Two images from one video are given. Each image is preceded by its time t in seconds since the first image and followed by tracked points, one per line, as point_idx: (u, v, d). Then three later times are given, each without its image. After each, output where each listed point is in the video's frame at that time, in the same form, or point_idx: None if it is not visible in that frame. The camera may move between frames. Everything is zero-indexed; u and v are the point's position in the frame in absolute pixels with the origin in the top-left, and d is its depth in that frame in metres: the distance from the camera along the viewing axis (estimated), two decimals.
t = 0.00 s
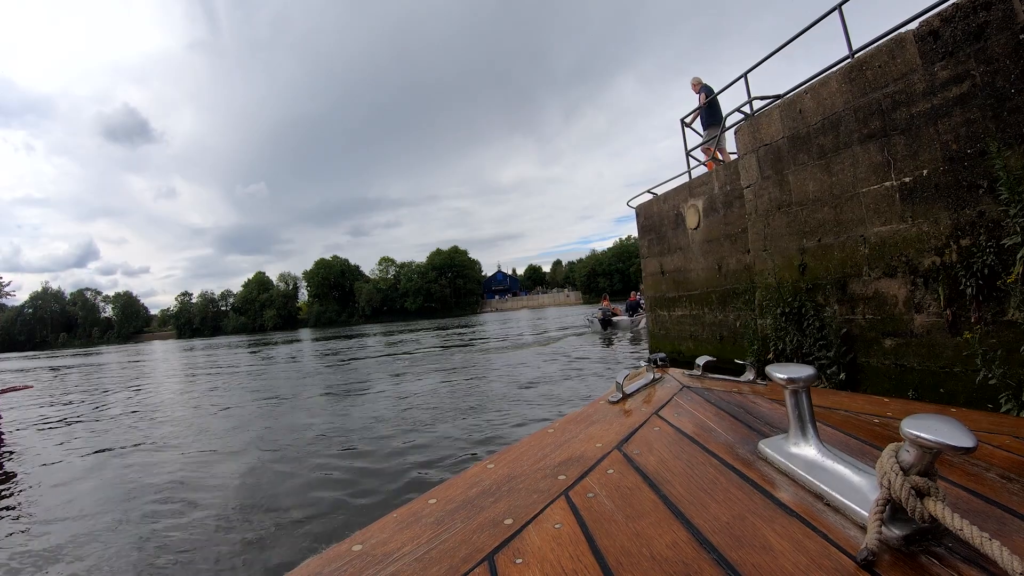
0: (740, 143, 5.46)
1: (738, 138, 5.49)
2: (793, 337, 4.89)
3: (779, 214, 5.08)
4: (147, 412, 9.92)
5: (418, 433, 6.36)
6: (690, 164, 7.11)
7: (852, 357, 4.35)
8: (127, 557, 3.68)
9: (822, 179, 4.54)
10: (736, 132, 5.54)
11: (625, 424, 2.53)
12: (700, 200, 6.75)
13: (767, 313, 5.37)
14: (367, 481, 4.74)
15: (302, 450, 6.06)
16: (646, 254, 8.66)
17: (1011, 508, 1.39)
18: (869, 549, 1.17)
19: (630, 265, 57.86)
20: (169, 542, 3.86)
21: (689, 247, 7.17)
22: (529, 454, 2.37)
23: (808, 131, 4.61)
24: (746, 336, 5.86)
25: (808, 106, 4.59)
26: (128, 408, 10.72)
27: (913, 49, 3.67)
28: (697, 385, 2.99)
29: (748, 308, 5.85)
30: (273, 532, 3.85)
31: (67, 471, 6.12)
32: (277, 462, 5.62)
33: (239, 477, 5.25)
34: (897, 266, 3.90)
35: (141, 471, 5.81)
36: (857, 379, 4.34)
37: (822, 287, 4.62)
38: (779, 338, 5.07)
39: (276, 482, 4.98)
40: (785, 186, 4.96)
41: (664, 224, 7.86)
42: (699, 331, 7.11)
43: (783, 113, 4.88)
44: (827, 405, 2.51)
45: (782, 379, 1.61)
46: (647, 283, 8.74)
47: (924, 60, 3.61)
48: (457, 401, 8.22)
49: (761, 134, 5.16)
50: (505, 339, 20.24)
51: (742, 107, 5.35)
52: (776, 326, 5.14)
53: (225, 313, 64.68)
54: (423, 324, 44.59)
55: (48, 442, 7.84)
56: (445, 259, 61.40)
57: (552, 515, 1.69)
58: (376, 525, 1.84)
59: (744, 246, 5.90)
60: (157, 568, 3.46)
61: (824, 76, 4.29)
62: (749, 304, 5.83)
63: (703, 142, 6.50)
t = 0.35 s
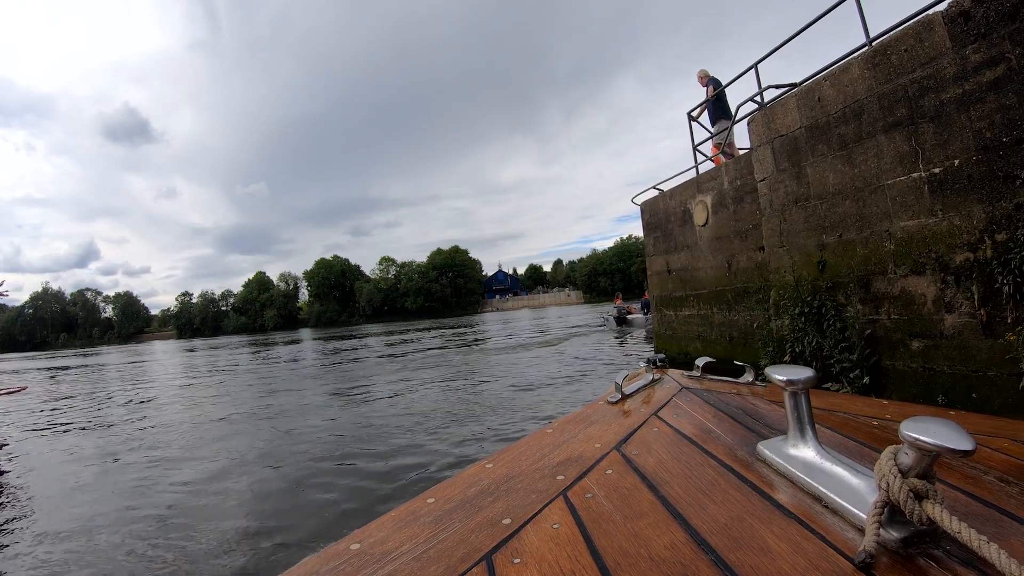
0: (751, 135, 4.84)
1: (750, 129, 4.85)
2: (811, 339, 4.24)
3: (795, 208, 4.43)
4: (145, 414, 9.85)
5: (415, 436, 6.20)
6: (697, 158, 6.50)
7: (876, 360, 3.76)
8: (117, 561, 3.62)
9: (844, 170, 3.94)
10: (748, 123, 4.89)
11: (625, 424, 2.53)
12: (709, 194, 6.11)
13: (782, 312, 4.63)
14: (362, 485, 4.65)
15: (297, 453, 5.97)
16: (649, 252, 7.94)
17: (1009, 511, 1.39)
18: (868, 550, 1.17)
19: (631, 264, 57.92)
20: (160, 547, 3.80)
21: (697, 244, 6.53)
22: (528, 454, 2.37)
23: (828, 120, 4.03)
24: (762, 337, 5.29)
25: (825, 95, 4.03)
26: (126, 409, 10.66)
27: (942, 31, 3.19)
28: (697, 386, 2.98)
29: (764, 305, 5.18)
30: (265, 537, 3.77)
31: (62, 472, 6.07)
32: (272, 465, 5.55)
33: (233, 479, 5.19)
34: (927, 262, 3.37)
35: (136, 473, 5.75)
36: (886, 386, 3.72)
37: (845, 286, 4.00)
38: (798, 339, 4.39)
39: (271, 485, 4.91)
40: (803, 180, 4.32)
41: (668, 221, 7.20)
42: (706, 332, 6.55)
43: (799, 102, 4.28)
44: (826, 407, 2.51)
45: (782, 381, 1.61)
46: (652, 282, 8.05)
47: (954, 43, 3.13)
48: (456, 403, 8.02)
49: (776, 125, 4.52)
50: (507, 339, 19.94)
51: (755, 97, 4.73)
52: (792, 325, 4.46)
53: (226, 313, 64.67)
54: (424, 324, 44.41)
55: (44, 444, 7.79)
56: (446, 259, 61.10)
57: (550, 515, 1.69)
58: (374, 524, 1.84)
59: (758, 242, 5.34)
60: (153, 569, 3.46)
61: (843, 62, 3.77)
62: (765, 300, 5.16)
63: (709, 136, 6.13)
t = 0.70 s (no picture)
0: (767, 125, 4.55)
1: (767, 118, 4.57)
2: (833, 340, 3.93)
3: (816, 201, 4.12)
4: (144, 415, 9.79)
5: (413, 440, 6.07)
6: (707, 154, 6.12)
7: (904, 363, 3.46)
8: (106, 568, 3.56)
9: (868, 160, 3.66)
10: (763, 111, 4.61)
11: (625, 425, 2.53)
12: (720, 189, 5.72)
13: (801, 311, 4.33)
14: (357, 490, 4.55)
15: (293, 456, 5.88)
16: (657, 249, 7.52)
17: (1010, 511, 1.39)
18: (867, 550, 1.17)
19: (632, 266, 57.91)
20: (151, 552, 3.73)
21: (707, 241, 6.11)
22: (528, 454, 2.37)
23: (850, 107, 3.74)
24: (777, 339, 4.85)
25: (848, 80, 3.74)
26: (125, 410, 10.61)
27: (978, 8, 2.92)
28: (697, 387, 2.98)
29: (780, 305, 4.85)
30: (257, 544, 3.68)
31: (57, 475, 6.02)
32: (267, 468, 5.48)
33: (228, 483, 5.12)
34: (959, 257, 3.08)
35: (130, 476, 5.69)
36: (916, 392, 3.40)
37: (871, 283, 3.68)
38: (819, 343, 4.10)
39: (265, 489, 4.84)
40: (823, 170, 4.03)
41: (677, 216, 6.80)
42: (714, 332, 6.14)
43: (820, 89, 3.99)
44: (826, 408, 2.51)
45: (782, 381, 1.60)
46: (659, 280, 7.59)
47: (988, 22, 2.88)
48: (456, 406, 7.85)
49: (794, 114, 4.25)
50: (508, 340, 19.68)
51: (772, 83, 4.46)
52: (812, 327, 4.18)
53: (227, 314, 64.70)
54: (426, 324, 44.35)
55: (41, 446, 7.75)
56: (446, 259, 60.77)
57: (550, 515, 1.69)
58: (374, 524, 1.84)
59: (771, 237, 4.95)
60: (153, 570, 3.47)
61: (864, 47, 3.50)
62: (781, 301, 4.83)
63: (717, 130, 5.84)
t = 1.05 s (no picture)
0: (787, 114, 4.40)
1: (785, 106, 4.42)
2: (863, 341, 3.81)
3: (841, 192, 3.98)
4: (145, 414, 9.79)
5: (414, 441, 5.99)
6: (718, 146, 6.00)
7: (937, 365, 3.34)
8: (104, 570, 3.53)
9: (897, 149, 3.53)
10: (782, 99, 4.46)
11: (625, 423, 2.53)
12: (732, 183, 5.61)
13: (824, 309, 4.21)
14: (357, 493, 4.50)
15: (293, 457, 5.83)
16: (665, 246, 7.31)
17: (1011, 506, 1.39)
18: (869, 547, 1.17)
19: (634, 266, 57.75)
20: (150, 555, 3.70)
21: (718, 237, 5.96)
22: (529, 454, 2.37)
23: (877, 93, 3.63)
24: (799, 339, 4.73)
25: (875, 65, 3.62)
26: (127, 409, 10.61)
27: None
28: (697, 385, 2.98)
29: (800, 304, 4.74)
30: (256, 548, 3.64)
31: (58, 476, 6.01)
32: (267, 469, 5.46)
33: (228, 484, 5.08)
34: (999, 251, 2.96)
35: (130, 477, 5.66)
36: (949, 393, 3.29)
37: (901, 280, 3.54)
38: (848, 344, 3.94)
39: (265, 490, 4.80)
40: (848, 161, 3.90)
41: (686, 211, 6.62)
42: (726, 332, 6.00)
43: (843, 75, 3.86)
44: (826, 404, 2.51)
45: (782, 378, 1.60)
46: (667, 279, 7.38)
47: None
48: (458, 407, 7.75)
49: (817, 102, 4.10)
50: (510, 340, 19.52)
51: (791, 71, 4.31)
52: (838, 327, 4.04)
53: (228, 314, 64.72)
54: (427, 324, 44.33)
55: (43, 446, 7.75)
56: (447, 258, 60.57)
57: (551, 515, 1.69)
58: (376, 525, 1.85)
59: (789, 233, 4.86)
60: (155, 569, 3.47)
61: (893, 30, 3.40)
62: (801, 301, 4.71)
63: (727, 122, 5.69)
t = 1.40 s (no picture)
0: (810, 103, 4.27)
1: (808, 95, 4.29)
2: (892, 343, 3.66)
3: (869, 185, 3.85)
4: (149, 413, 9.80)
5: (415, 442, 5.91)
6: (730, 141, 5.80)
7: (975, 370, 3.24)
8: (104, 568, 3.53)
9: (932, 139, 3.42)
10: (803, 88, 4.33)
11: (625, 423, 2.53)
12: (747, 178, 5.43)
13: (849, 309, 4.08)
14: (358, 492, 4.50)
15: (295, 456, 5.80)
16: (675, 245, 7.07)
17: (1012, 504, 1.39)
18: (869, 546, 1.17)
19: (637, 265, 57.40)
20: (149, 553, 3.69)
21: (731, 235, 5.80)
22: (529, 454, 2.37)
23: (909, 80, 3.51)
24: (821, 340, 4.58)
25: (908, 50, 3.50)
26: (131, 407, 10.63)
27: None
28: (698, 384, 2.97)
29: (821, 304, 4.58)
30: (256, 548, 3.62)
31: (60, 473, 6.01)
32: (268, 468, 5.46)
33: (229, 483, 5.07)
34: None
35: (132, 475, 5.66)
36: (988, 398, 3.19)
37: (936, 279, 3.42)
38: (876, 346, 3.79)
39: (266, 490, 4.78)
40: (877, 152, 3.77)
41: (697, 208, 6.41)
42: (741, 333, 5.83)
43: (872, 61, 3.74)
44: (825, 402, 2.51)
45: (782, 377, 1.60)
46: (676, 278, 7.15)
47: None
48: (461, 407, 7.66)
49: (842, 90, 3.97)
50: (514, 340, 19.33)
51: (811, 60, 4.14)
52: (863, 329, 3.88)
53: (230, 312, 64.77)
54: (428, 323, 44.28)
55: (47, 443, 7.76)
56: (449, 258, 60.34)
57: (553, 514, 1.69)
58: (377, 526, 1.85)
59: (807, 230, 4.70)
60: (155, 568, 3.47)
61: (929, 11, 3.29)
62: (821, 300, 4.57)
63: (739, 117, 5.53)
